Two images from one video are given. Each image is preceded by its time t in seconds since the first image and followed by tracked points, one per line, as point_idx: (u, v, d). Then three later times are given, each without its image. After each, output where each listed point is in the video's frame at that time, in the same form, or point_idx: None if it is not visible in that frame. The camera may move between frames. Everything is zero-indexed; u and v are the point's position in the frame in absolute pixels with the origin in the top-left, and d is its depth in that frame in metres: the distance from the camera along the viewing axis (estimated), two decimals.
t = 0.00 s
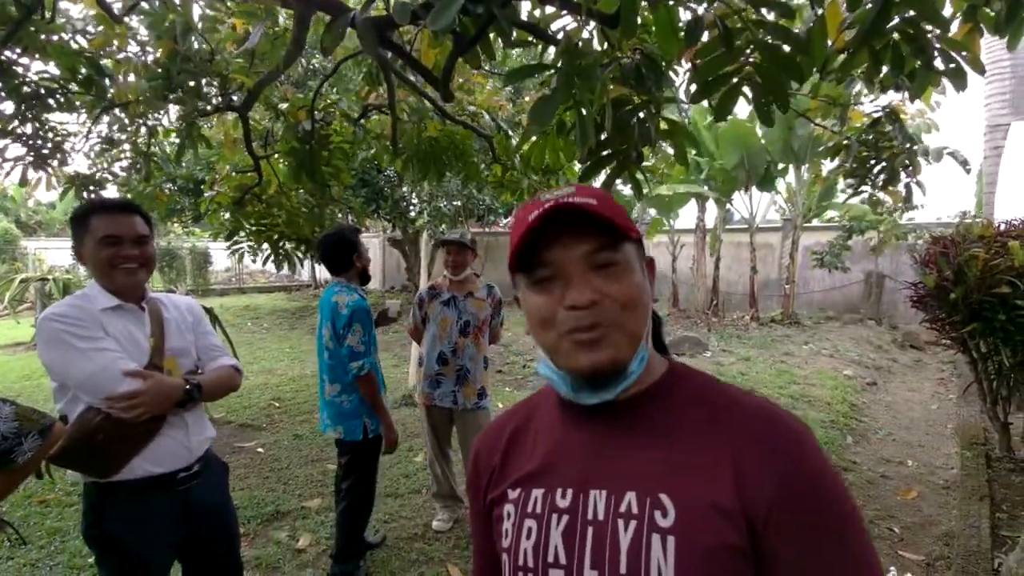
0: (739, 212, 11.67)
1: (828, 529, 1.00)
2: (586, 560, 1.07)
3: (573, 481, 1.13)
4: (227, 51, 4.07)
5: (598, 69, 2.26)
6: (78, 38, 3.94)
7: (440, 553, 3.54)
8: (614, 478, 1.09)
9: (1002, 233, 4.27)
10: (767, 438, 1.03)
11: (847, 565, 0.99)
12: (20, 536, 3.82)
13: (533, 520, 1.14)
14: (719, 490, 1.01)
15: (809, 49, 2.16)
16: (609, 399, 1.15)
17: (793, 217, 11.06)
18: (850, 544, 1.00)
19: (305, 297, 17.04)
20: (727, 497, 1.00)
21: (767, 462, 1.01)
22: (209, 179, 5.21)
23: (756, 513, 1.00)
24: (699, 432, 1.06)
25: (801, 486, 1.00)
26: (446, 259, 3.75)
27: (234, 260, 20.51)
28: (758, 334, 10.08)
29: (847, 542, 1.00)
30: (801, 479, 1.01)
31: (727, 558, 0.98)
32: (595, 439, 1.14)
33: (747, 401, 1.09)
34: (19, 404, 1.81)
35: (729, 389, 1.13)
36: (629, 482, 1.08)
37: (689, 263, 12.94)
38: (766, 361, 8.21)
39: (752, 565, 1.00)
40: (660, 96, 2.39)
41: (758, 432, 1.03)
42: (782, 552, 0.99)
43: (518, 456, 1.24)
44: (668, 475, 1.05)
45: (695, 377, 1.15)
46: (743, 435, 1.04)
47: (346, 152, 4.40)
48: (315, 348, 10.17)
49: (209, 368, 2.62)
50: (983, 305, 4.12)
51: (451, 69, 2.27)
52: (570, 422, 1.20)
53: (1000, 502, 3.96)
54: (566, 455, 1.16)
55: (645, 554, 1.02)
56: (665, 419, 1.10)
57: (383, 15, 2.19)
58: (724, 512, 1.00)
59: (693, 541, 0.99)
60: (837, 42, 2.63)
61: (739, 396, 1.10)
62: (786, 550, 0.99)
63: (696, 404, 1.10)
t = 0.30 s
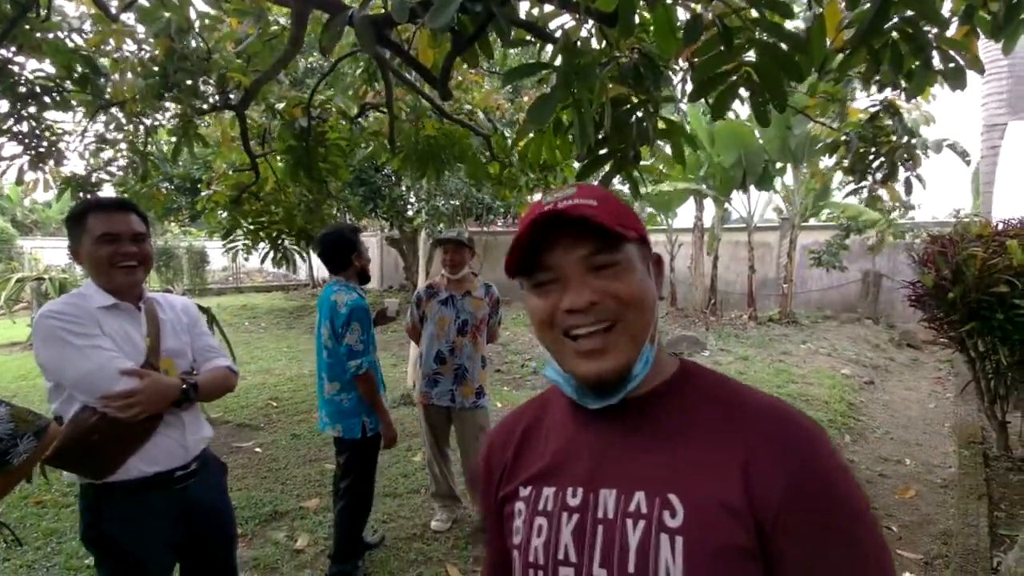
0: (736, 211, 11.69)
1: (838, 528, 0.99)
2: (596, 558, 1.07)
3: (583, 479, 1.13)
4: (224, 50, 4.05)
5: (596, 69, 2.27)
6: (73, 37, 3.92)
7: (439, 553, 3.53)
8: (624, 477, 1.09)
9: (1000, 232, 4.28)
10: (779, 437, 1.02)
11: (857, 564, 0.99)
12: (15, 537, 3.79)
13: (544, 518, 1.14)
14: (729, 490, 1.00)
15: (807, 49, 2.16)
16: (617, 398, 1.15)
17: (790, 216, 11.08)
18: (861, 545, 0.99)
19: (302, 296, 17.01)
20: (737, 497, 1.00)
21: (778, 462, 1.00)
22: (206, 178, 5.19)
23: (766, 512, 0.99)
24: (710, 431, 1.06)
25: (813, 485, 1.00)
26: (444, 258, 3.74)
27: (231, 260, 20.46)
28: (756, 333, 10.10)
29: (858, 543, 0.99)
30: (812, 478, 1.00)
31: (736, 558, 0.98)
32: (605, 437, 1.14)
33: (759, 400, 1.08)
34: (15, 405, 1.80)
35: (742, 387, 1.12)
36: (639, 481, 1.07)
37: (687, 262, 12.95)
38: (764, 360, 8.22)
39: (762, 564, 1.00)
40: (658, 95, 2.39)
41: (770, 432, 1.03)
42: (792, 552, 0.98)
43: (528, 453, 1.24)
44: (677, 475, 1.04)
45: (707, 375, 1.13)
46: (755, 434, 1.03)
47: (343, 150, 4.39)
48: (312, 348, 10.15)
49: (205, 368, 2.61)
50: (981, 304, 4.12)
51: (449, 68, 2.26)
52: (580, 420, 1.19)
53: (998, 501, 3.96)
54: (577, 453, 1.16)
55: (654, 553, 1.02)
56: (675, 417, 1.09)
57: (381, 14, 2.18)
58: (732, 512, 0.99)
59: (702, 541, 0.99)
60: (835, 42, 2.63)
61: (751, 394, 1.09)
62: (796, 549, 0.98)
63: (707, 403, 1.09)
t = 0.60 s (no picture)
0: (728, 210, 11.75)
1: (848, 532, 0.98)
2: (604, 545, 1.11)
3: (598, 469, 1.17)
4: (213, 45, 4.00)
5: (595, 65, 2.26)
6: (60, 31, 3.85)
7: (434, 554, 3.50)
8: (632, 470, 1.12)
9: (990, 231, 4.31)
10: (790, 436, 1.02)
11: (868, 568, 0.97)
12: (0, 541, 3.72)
13: (563, 502, 1.20)
14: (733, 489, 1.01)
15: (803, 46, 2.16)
16: (624, 395, 1.17)
17: (782, 215, 11.15)
18: (869, 553, 0.97)
19: (294, 296, 16.89)
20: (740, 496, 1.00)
21: (785, 463, 1.00)
22: (195, 175, 5.13)
23: (770, 512, 0.99)
24: (719, 429, 1.06)
25: (821, 488, 0.98)
26: (439, 255, 3.71)
27: (221, 259, 20.26)
28: (748, 332, 10.15)
29: (867, 552, 0.97)
30: (821, 480, 0.99)
31: (737, 555, 0.99)
32: (619, 430, 1.18)
33: (776, 397, 1.07)
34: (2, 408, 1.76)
35: (762, 382, 1.11)
36: (646, 475, 1.10)
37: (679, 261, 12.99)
38: (756, 358, 8.26)
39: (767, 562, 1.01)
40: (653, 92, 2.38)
41: (780, 431, 1.02)
42: (795, 554, 0.98)
43: (554, 441, 1.30)
44: (683, 470, 1.06)
45: (726, 370, 1.14)
46: (763, 433, 1.03)
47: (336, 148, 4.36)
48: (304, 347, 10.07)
49: (193, 367, 2.59)
50: (973, 302, 4.15)
51: (445, 64, 2.24)
52: (598, 412, 1.23)
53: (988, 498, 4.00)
54: (594, 444, 1.21)
55: (656, 546, 1.05)
56: (687, 413, 1.11)
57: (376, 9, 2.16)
58: (734, 510, 1.00)
59: (703, 539, 1.01)
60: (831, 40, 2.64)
61: (768, 391, 1.08)
62: (800, 551, 0.98)
63: (720, 398, 1.10)
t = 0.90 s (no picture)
0: (709, 211, 11.94)
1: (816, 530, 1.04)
2: (603, 512, 1.26)
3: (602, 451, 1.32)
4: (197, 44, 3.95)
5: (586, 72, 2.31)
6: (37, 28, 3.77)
7: (424, 556, 3.50)
8: (627, 453, 1.26)
9: (962, 234, 4.46)
10: (768, 431, 1.09)
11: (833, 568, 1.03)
12: None
13: (576, 475, 1.36)
14: (708, 478, 1.11)
15: (787, 56, 2.23)
16: (622, 394, 1.30)
17: (761, 217, 11.36)
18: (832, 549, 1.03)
19: (275, 297, 16.66)
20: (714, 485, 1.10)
21: (756, 460, 1.07)
22: (176, 175, 5.04)
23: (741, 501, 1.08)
24: (703, 423, 1.15)
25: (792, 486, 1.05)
26: (426, 258, 3.71)
27: (199, 260, 19.89)
28: (729, 331, 10.33)
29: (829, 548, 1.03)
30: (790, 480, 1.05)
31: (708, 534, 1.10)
32: (621, 420, 1.30)
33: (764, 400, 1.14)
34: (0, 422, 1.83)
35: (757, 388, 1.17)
36: (641, 456, 1.23)
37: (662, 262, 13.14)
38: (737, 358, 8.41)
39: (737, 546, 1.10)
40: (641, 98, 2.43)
41: (759, 432, 1.09)
42: (758, 540, 1.06)
43: (580, 424, 1.46)
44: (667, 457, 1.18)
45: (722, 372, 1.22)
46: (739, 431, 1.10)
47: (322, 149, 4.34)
48: (286, 349, 9.95)
49: (194, 367, 2.57)
50: (945, 302, 4.26)
51: (439, 69, 2.26)
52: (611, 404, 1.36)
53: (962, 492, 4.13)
54: (607, 428, 1.35)
55: (637, 520, 1.18)
56: (677, 407, 1.21)
57: (370, 13, 2.16)
58: (708, 493, 1.10)
59: (675, 515, 1.12)
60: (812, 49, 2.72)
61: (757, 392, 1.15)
62: (766, 544, 1.05)
63: (710, 399, 1.18)
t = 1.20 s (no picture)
0: (690, 213, 12.12)
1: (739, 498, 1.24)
2: (584, 471, 1.53)
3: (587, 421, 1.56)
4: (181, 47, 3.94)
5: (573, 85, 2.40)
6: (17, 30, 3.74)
7: (412, 556, 3.54)
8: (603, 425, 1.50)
9: (931, 238, 4.62)
10: (704, 405, 1.29)
11: (748, 524, 1.24)
12: None
13: (574, 443, 1.64)
14: (654, 441, 1.34)
15: (764, 70, 2.33)
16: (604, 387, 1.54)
17: (742, 219, 11.57)
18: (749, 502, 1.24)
19: (257, 299, 16.48)
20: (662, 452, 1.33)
21: (694, 436, 1.28)
22: (158, 177, 5.01)
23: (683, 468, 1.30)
24: (655, 398, 1.38)
25: (723, 460, 1.25)
26: (412, 261, 3.74)
27: (178, 261, 19.56)
28: (710, 332, 10.52)
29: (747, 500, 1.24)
30: (722, 455, 1.25)
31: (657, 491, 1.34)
32: (602, 396, 1.54)
33: (712, 386, 1.33)
34: None
35: (710, 375, 1.35)
36: (610, 425, 1.47)
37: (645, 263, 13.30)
38: (718, 358, 8.57)
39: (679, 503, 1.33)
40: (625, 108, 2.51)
41: (696, 407, 1.30)
42: (689, 494, 1.27)
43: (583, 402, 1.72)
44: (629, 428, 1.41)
45: (684, 361, 1.41)
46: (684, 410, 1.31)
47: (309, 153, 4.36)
48: (270, 352, 9.87)
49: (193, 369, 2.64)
50: (915, 305, 4.39)
51: (429, 80, 2.32)
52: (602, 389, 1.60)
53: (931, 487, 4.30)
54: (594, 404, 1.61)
55: (604, 476, 1.44)
56: (643, 388, 1.43)
57: (361, 24, 2.21)
58: (654, 452, 1.34)
59: (630, 471, 1.37)
60: (788, 63, 2.83)
61: (709, 378, 1.35)
62: (697, 505, 1.26)
63: (667, 381, 1.39)
